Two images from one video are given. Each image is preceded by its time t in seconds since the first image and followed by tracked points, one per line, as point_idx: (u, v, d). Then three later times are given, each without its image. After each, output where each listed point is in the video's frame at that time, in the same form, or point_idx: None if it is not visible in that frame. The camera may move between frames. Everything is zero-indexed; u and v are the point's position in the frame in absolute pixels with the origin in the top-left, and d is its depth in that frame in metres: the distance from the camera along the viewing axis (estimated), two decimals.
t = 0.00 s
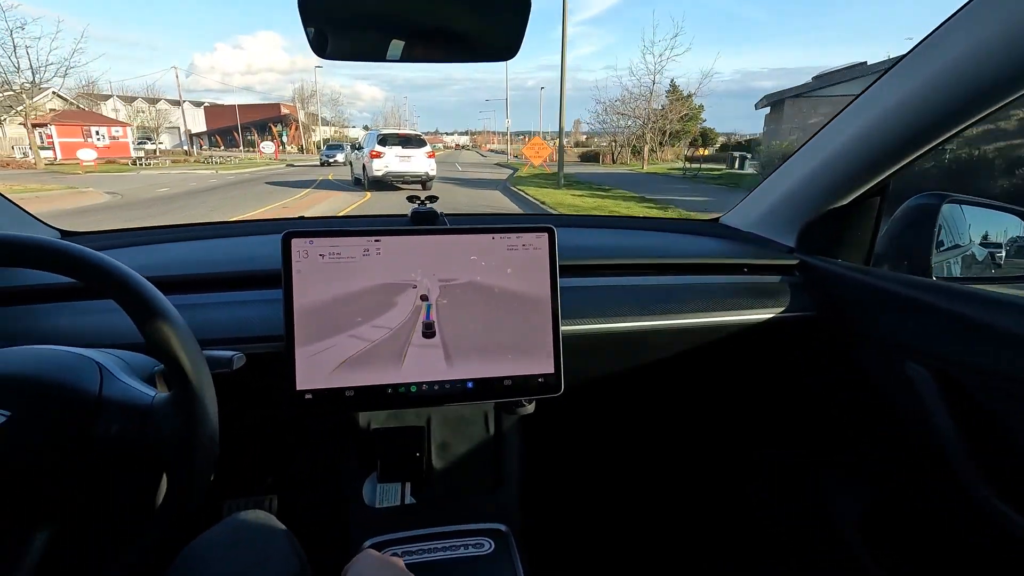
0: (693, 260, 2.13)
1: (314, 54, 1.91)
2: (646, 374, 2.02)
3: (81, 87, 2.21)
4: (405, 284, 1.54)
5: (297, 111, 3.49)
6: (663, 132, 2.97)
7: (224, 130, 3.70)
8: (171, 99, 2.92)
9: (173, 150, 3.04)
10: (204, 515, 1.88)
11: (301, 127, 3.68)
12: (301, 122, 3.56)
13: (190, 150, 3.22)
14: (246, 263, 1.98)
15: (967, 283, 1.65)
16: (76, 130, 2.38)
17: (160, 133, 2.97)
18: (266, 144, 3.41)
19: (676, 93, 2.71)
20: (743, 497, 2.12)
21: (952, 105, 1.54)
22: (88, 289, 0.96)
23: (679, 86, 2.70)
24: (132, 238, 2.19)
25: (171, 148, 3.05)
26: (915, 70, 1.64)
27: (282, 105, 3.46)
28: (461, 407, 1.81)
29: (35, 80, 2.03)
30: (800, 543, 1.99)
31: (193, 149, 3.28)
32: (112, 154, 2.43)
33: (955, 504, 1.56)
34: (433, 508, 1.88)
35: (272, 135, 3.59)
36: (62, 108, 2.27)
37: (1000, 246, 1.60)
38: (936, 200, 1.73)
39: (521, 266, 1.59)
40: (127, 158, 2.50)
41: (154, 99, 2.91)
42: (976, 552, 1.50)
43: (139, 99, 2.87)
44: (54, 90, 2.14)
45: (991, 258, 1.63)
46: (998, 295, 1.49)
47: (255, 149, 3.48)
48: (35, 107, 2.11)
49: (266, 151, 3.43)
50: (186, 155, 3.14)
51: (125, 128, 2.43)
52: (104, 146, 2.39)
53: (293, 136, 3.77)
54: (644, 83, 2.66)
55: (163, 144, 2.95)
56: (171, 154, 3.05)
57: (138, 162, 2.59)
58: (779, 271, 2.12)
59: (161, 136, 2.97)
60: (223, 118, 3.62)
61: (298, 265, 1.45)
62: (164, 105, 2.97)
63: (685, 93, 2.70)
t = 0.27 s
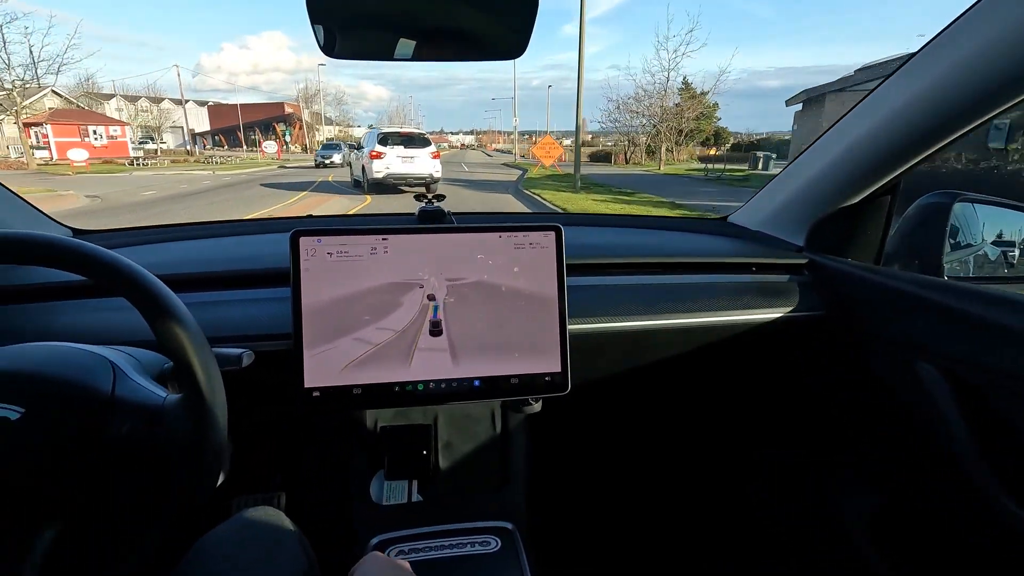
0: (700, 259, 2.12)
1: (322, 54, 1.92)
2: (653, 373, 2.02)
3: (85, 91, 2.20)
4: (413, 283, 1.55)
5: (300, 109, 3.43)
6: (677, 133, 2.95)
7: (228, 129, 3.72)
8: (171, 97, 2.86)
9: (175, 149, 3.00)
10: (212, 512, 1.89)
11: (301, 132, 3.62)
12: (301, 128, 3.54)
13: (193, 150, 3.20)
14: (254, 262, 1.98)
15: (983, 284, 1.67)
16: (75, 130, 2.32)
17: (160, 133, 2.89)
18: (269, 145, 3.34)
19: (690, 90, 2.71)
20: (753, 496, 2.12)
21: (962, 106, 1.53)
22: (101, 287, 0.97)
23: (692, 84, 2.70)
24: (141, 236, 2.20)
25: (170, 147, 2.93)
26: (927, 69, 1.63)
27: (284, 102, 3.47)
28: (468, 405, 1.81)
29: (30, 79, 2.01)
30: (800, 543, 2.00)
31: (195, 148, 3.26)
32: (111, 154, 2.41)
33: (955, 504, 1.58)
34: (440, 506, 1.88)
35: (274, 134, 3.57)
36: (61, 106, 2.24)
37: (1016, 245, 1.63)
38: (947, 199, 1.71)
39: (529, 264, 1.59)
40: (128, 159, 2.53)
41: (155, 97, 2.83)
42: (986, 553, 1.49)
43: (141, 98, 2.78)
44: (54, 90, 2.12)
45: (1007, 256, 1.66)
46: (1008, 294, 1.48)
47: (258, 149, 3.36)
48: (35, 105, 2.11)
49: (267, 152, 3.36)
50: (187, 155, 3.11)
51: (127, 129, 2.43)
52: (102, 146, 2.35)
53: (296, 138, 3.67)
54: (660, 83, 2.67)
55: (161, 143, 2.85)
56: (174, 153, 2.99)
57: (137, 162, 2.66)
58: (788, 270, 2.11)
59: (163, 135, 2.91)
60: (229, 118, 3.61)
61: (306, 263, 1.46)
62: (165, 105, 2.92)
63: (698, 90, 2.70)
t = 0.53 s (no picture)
0: (707, 258, 2.12)
1: (330, 55, 1.93)
2: (660, 373, 2.01)
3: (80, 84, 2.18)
4: (420, 282, 1.55)
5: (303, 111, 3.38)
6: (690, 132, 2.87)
7: (230, 129, 3.87)
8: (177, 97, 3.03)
9: (175, 150, 3.31)
10: (222, 510, 1.90)
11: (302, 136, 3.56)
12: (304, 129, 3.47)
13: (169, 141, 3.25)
14: (262, 262, 1.99)
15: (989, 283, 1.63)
16: (71, 129, 2.34)
17: (165, 133, 3.27)
18: (269, 146, 3.49)
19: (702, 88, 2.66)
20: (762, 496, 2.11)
21: (971, 103, 1.52)
22: (112, 286, 0.98)
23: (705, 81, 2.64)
24: (150, 236, 2.21)
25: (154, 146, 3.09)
26: (935, 66, 1.62)
27: (289, 103, 3.44)
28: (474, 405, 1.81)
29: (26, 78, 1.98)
30: (799, 543, 2.02)
31: (186, 144, 3.42)
32: (107, 153, 2.53)
33: (954, 504, 1.59)
34: (447, 505, 1.89)
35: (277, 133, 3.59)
36: (59, 104, 2.26)
37: None
38: (959, 197, 1.69)
39: (535, 263, 1.59)
40: (122, 158, 2.67)
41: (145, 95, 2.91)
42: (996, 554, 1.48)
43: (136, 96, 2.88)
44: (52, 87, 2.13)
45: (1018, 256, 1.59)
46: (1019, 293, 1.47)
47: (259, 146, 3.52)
48: (30, 102, 2.10)
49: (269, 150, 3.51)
50: (189, 153, 3.34)
51: (123, 128, 2.63)
52: (100, 145, 2.48)
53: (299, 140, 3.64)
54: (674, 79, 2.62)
55: (157, 143, 3.11)
56: (155, 150, 3.10)
57: (132, 162, 2.79)
58: (795, 270, 2.10)
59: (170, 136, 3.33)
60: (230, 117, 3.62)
61: (313, 262, 1.46)
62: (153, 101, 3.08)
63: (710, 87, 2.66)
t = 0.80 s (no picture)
0: (714, 260, 2.11)
1: (337, 56, 1.93)
2: (666, 375, 2.01)
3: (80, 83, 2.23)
4: (427, 284, 1.55)
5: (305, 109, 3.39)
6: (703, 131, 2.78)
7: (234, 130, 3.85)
8: (175, 98, 3.16)
9: (175, 150, 3.35)
10: (229, 510, 1.91)
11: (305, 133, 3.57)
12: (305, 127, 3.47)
13: (167, 142, 3.30)
14: (269, 262, 2.00)
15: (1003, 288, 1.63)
16: (64, 128, 2.35)
17: (166, 132, 3.34)
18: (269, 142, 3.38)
19: (715, 86, 2.58)
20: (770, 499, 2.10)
21: (981, 105, 1.51)
22: (120, 287, 0.98)
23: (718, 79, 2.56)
24: (158, 237, 2.23)
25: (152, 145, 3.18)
26: (944, 67, 1.62)
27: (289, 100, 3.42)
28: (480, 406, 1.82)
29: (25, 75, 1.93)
30: (802, 543, 2.02)
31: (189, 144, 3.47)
32: (104, 152, 2.55)
33: (959, 505, 1.59)
34: (452, 506, 1.89)
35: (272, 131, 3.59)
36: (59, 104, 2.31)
37: None
38: (969, 199, 1.69)
39: (542, 265, 1.58)
40: (120, 158, 2.68)
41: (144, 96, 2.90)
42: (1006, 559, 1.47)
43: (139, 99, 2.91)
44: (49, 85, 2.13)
45: None
46: None
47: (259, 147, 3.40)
48: (26, 101, 2.06)
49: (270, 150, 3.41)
50: (189, 153, 3.37)
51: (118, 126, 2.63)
52: (94, 145, 2.51)
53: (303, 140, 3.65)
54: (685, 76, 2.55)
55: (154, 142, 3.18)
56: (153, 149, 3.16)
57: (127, 162, 2.78)
58: (804, 272, 2.09)
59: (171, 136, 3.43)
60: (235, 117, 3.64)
61: (321, 263, 1.47)
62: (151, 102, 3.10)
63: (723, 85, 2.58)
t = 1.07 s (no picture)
0: (719, 263, 2.10)
1: (343, 58, 1.94)
2: (670, 377, 2.01)
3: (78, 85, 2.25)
4: (432, 285, 1.55)
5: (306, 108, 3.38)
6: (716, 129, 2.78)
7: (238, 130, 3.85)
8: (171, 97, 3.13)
9: (175, 150, 3.33)
10: (234, 509, 1.92)
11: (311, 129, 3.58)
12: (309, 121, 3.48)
13: (172, 141, 3.36)
14: (274, 262, 2.01)
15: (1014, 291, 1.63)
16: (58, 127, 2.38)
17: (165, 131, 3.32)
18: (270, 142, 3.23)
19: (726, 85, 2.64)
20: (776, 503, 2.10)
21: (987, 106, 1.50)
22: (126, 286, 0.99)
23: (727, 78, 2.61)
24: (164, 237, 2.24)
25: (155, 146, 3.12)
26: (947, 71, 1.61)
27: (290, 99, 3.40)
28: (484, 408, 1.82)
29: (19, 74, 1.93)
30: (803, 545, 2.01)
31: (190, 144, 3.44)
32: (98, 152, 2.54)
33: (963, 510, 1.58)
34: (455, 508, 1.88)
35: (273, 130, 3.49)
36: (55, 103, 2.33)
37: None
38: (979, 202, 1.70)
39: (547, 267, 1.58)
40: (115, 158, 2.66)
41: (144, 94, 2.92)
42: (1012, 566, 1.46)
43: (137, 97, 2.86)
44: (45, 84, 2.10)
45: None
46: None
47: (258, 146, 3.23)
48: (21, 101, 2.05)
49: (270, 150, 3.20)
50: (187, 152, 3.36)
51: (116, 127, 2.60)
52: (88, 144, 2.50)
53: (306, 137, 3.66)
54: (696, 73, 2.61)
55: (152, 142, 3.08)
56: (151, 149, 3.03)
57: (121, 161, 2.74)
58: (809, 275, 2.08)
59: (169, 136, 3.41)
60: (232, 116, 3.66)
61: (326, 264, 1.47)
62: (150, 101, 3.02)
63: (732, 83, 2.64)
